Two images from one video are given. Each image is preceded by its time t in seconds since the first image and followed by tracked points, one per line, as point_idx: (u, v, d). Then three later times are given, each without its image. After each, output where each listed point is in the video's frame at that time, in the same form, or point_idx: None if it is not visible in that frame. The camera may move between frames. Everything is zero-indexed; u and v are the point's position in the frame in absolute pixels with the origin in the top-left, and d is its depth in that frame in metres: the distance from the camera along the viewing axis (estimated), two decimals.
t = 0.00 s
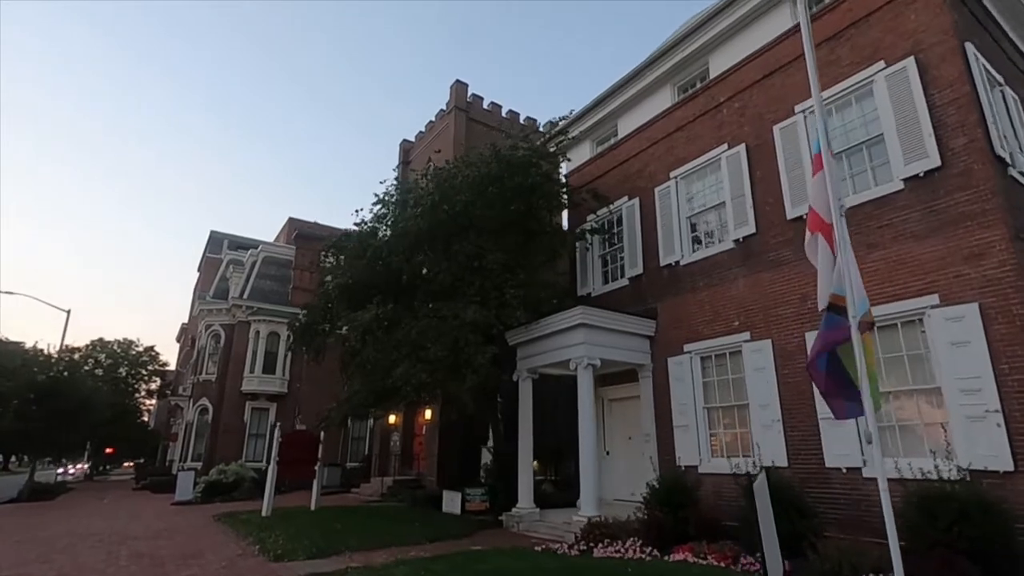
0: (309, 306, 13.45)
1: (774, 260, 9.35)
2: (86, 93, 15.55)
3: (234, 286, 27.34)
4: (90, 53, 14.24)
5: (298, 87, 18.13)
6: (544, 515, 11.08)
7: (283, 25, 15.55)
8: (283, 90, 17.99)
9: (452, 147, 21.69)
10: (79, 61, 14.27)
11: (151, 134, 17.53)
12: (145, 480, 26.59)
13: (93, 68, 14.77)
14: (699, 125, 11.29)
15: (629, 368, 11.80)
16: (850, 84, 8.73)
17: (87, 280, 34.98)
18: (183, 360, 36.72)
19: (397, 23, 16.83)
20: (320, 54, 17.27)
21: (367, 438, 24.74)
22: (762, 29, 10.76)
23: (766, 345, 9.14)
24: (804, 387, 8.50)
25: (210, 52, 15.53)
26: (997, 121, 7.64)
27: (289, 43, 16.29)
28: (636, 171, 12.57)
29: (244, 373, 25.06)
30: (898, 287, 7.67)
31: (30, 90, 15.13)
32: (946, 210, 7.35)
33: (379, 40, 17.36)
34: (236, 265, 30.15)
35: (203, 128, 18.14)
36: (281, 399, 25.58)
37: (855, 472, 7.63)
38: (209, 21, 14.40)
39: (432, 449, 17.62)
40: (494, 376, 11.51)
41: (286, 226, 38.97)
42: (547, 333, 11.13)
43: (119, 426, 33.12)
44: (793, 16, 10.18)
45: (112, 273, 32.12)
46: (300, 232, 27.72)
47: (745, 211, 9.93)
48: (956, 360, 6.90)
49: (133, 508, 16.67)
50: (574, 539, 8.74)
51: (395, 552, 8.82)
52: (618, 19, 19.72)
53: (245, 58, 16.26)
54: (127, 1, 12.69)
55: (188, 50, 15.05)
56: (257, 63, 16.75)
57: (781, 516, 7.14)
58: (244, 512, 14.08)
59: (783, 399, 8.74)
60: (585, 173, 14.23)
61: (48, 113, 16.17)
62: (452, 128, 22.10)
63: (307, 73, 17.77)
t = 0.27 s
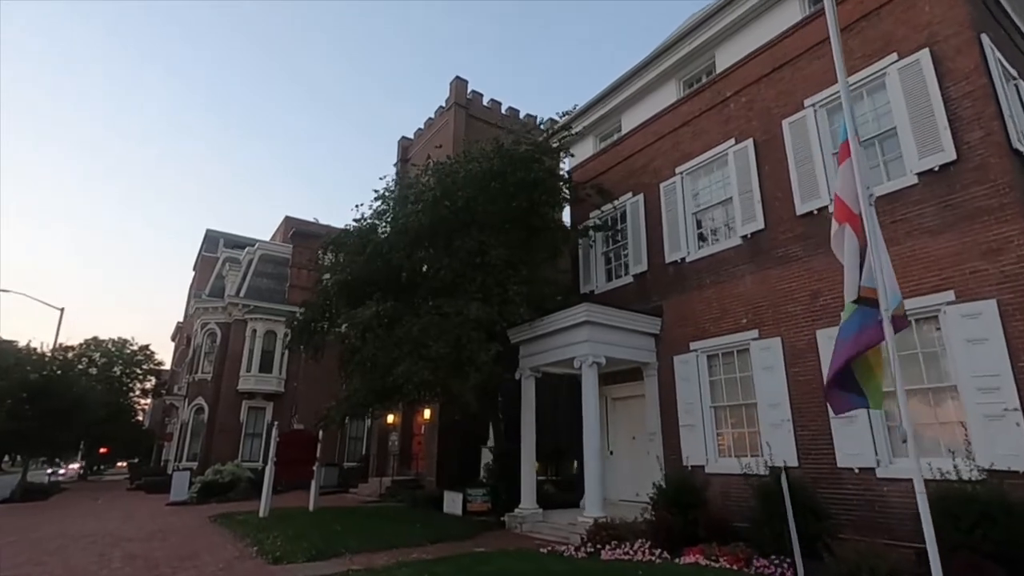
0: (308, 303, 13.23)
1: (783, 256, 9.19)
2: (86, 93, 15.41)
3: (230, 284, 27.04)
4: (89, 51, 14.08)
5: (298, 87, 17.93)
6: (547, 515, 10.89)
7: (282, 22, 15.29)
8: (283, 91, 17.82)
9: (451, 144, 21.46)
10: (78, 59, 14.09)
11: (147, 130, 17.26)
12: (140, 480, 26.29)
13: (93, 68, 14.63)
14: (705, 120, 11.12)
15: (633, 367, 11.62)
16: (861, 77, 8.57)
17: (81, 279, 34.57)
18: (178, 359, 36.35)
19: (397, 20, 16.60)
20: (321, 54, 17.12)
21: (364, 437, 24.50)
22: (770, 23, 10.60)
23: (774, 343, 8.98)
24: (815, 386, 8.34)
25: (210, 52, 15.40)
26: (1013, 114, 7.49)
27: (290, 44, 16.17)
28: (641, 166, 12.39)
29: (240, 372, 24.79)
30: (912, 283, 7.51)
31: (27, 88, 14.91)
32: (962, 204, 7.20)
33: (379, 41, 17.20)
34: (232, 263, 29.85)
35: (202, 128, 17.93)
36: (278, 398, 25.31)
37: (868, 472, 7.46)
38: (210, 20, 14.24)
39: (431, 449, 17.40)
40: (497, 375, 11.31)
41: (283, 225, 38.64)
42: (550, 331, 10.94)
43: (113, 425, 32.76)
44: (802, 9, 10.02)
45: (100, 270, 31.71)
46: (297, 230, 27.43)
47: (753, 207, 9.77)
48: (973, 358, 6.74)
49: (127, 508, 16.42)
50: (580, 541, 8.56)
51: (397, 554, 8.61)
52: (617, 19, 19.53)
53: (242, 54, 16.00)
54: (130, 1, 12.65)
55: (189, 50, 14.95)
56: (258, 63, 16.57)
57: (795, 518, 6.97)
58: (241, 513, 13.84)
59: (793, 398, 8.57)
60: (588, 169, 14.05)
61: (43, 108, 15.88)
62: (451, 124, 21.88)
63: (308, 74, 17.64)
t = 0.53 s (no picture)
0: (306, 300, 13.01)
1: (791, 253, 9.03)
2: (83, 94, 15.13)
3: (225, 282, 26.70)
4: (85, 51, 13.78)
5: (297, 86, 17.68)
6: (549, 517, 10.70)
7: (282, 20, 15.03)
8: (283, 90, 17.59)
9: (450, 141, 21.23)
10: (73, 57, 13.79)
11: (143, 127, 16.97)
12: (132, 480, 25.95)
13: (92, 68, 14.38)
14: (710, 115, 10.96)
15: (636, 366, 11.45)
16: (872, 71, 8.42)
17: (74, 278, 34.11)
18: (172, 358, 35.96)
19: (398, 18, 16.33)
20: (320, 54, 16.89)
21: (361, 437, 24.28)
22: (777, 16, 10.45)
23: (783, 342, 8.82)
24: (825, 384, 8.19)
25: (210, 53, 15.18)
26: None
27: (291, 45, 15.95)
28: (645, 163, 12.23)
29: (236, 371, 24.50)
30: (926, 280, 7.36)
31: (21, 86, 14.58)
32: (977, 200, 7.06)
33: (379, 41, 16.98)
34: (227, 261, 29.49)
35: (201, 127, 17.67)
36: (274, 397, 25.03)
37: (881, 473, 7.30)
38: (210, 20, 14.01)
39: (428, 449, 17.18)
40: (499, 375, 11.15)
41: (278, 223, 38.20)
42: (553, 329, 10.77)
43: (106, 425, 32.35)
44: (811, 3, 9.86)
45: (94, 269, 31.30)
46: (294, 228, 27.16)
47: (760, 203, 9.60)
48: (991, 357, 6.59)
49: (120, 510, 16.13)
50: (585, 543, 8.38)
51: (398, 557, 8.40)
52: (617, 18, 19.35)
53: (242, 56, 15.74)
54: (131, 1, 12.45)
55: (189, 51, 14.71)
56: (258, 64, 16.32)
57: (808, 521, 6.80)
58: (237, 514, 13.59)
59: (802, 397, 8.41)
60: (590, 165, 13.87)
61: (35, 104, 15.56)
62: (450, 121, 21.65)
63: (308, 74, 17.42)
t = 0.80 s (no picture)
0: (302, 295, 12.76)
1: (798, 247, 8.88)
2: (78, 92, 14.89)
3: (219, 279, 26.34)
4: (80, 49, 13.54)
5: (295, 83, 17.39)
6: (551, 516, 10.52)
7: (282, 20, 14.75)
8: (280, 87, 17.30)
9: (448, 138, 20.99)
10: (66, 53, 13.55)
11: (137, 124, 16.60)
12: (124, 479, 25.61)
13: (88, 66, 14.12)
14: (715, 109, 10.80)
15: (639, 363, 11.29)
16: (882, 62, 8.27)
17: (64, 275, 33.57)
18: (165, 356, 35.55)
19: (398, 14, 16.05)
20: (319, 54, 16.60)
21: (356, 436, 24.05)
22: (784, 9, 10.30)
23: (790, 338, 8.67)
24: (834, 381, 8.04)
25: (209, 53, 14.98)
26: None
27: (291, 47, 15.77)
28: (648, 157, 12.06)
29: (229, 369, 24.16)
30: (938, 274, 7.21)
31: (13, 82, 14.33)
32: (992, 193, 6.92)
33: (378, 36, 16.72)
34: (221, 258, 29.10)
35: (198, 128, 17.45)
36: (268, 396, 24.73)
37: (892, 471, 7.17)
38: (208, 19, 13.71)
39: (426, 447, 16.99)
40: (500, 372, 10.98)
41: (273, 221, 37.79)
42: (555, 326, 10.58)
43: (97, 424, 31.89)
44: None
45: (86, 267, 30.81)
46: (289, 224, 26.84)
47: (766, 197, 9.45)
48: (1007, 352, 6.45)
49: (111, 510, 15.84)
50: (589, 543, 8.21)
51: (397, 557, 8.19)
52: (617, 17, 19.20)
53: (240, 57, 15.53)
54: None
55: (186, 53, 14.51)
56: (256, 62, 16.05)
57: (820, 520, 6.65)
58: (231, 514, 13.33)
59: (810, 393, 8.27)
60: (591, 160, 13.70)
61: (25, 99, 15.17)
62: (448, 117, 21.43)
63: (307, 73, 17.23)
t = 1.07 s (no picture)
0: (299, 292, 12.52)
1: (807, 244, 8.73)
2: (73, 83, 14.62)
3: (213, 277, 26.04)
4: (76, 39, 13.29)
5: (292, 77, 17.13)
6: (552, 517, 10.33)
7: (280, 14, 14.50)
8: (277, 82, 17.04)
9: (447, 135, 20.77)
10: (61, 41, 13.26)
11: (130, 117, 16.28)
12: (115, 479, 25.21)
13: (81, 60, 13.86)
14: (720, 103, 10.65)
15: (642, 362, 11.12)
16: (893, 55, 8.13)
17: (56, 273, 33.11)
18: (159, 355, 35.14)
19: (397, 7, 15.83)
20: (317, 49, 16.36)
21: (352, 436, 23.81)
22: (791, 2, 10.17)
23: (798, 335, 8.51)
24: (844, 379, 7.89)
25: (207, 47, 14.77)
26: None
27: (292, 42, 15.59)
28: (651, 153, 11.90)
29: (224, 368, 23.86)
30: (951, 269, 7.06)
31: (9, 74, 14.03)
32: (1006, 187, 6.79)
33: (377, 31, 16.49)
34: (216, 256, 28.77)
35: (192, 124, 17.17)
36: (263, 395, 24.45)
37: (905, 471, 7.00)
38: (204, 10, 13.45)
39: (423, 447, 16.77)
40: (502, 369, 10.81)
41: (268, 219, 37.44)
42: (558, 323, 10.41)
43: (88, 424, 31.46)
44: None
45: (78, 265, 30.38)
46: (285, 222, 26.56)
47: (773, 193, 9.31)
48: None
49: (102, 510, 15.52)
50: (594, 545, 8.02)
51: (397, 559, 7.97)
52: (617, 15, 19.09)
53: (236, 50, 15.26)
54: None
55: (188, 43, 14.27)
56: (252, 54, 15.79)
57: (834, 521, 6.48)
58: (225, 515, 13.07)
59: (820, 392, 8.11)
60: (593, 156, 13.53)
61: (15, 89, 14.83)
62: (446, 113, 21.21)
63: (304, 68, 16.98)
